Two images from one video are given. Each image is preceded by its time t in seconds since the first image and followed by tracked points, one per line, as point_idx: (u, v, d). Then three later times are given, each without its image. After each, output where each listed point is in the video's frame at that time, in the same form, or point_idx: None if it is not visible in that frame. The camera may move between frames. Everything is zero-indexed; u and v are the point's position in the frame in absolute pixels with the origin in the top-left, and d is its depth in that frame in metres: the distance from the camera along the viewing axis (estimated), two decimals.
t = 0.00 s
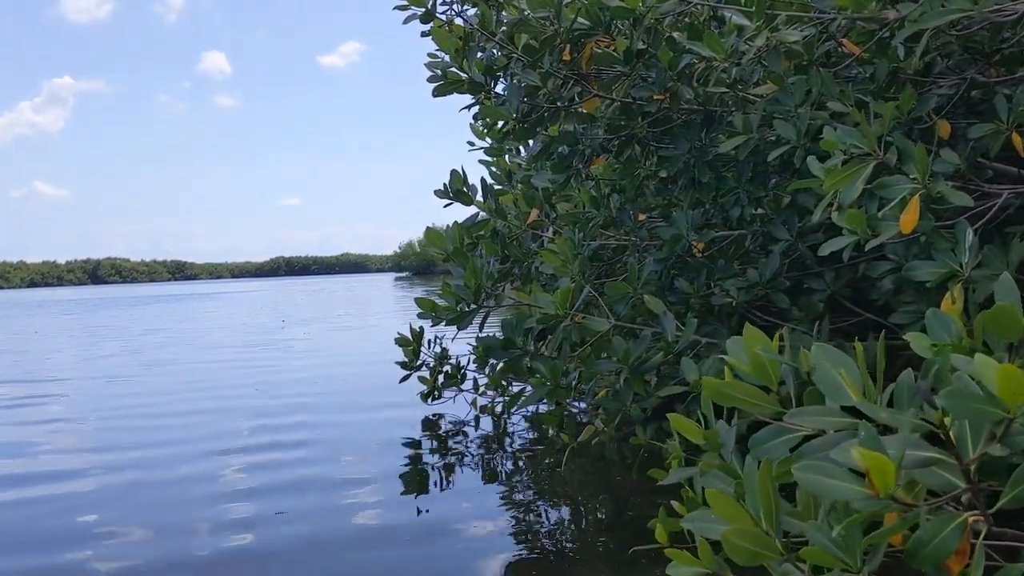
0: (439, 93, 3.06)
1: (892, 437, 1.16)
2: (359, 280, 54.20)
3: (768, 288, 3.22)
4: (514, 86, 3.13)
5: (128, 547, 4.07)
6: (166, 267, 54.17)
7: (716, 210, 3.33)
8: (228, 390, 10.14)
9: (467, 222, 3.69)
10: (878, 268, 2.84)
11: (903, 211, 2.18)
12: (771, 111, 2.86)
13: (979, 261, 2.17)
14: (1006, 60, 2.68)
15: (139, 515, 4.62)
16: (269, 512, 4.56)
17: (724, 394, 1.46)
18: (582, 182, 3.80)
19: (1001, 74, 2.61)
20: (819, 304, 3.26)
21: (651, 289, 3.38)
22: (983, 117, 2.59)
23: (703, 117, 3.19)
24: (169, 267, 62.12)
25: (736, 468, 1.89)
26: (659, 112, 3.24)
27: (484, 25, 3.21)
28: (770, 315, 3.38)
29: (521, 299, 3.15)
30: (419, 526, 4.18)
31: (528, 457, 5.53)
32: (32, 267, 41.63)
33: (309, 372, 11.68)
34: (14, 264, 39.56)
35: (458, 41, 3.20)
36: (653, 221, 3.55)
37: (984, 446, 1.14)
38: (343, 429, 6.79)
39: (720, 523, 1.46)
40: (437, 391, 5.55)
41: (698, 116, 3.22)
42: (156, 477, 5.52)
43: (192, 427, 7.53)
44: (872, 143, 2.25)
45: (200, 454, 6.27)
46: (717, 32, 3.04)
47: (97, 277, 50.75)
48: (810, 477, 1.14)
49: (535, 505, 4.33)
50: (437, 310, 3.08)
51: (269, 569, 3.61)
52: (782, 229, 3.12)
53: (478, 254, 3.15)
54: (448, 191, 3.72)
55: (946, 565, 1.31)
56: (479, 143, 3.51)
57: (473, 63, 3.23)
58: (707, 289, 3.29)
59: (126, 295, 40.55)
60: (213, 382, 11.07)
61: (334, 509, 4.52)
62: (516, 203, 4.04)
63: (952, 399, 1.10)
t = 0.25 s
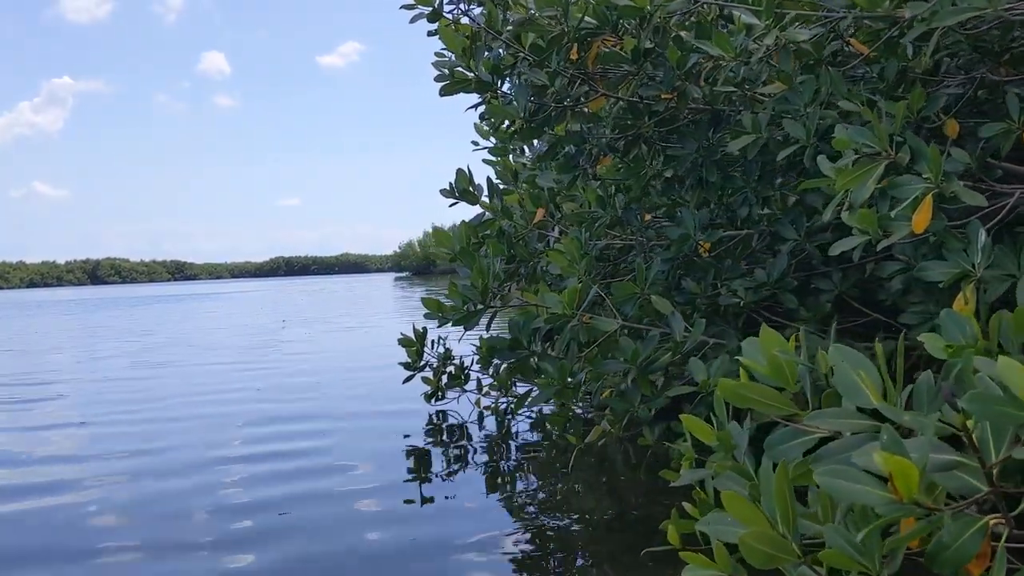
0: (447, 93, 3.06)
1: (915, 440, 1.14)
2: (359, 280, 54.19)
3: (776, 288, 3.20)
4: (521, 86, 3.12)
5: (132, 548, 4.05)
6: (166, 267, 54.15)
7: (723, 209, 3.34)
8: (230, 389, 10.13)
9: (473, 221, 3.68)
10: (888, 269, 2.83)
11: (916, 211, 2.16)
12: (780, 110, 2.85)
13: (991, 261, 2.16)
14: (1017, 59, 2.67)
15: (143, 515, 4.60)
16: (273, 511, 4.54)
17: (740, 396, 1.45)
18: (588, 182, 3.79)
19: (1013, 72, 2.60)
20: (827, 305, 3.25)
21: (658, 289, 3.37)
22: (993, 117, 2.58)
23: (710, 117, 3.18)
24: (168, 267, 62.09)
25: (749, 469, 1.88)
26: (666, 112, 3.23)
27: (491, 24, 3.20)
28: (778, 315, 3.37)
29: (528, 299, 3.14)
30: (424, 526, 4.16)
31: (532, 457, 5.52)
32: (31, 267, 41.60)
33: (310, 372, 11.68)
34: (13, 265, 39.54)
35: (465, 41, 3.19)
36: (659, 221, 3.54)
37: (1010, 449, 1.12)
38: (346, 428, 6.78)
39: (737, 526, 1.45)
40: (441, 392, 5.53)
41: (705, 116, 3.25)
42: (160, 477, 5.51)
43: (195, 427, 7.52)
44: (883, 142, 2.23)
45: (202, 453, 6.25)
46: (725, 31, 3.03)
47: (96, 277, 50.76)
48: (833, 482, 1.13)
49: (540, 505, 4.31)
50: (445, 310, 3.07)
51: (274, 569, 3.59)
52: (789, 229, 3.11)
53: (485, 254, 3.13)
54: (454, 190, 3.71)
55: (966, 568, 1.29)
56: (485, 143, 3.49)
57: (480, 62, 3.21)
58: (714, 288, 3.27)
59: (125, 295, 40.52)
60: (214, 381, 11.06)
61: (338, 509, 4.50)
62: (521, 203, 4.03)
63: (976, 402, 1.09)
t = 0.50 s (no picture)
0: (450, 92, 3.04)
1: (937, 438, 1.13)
2: (357, 281, 54.16)
3: (780, 288, 3.19)
4: (525, 86, 3.10)
5: (133, 548, 4.03)
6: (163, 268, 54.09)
7: (727, 209, 3.32)
8: (228, 391, 10.11)
9: (475, 221, 3.67)
10: (893, 268, 2.83)
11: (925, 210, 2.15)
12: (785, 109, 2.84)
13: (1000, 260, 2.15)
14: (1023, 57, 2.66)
15: (143, 515, 4.58)
16: (274, 511, 4.52)
17: (753, 396, 1.43)
18: (591, 182, 3.78)
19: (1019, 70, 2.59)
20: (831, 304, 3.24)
21: (662, 289, 3.36)
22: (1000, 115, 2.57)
23: (714, 117, 3.16)
24: (166, 268, 62.05)
25: (758, 469, 1.87)
26: (669, 112, 3.22)
27: (494, 23, 3.19)
28: (782, 315, 3.36)
29: (532, 300, 3.12)
30: (426, 526, 4.14)
31: (533, 458, 5.51)
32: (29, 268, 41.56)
33: (308, 373, 11.65)
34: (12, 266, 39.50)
35: (468, 40, 3.17)
36: (662, 221, 3.52)
37: None
38: (346, 429, 6.76)
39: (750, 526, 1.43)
40: (442, 392, 5.52)
41: (708, 115, 3.22)
42: (160, 478, 5.48)
43: (193, 429, 7.50)
44: (890, 141, 2.22)
45: (201, 454, 6.23)
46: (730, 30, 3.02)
47: (93, 278, 50.69)
48: (856, 481, 1.12)
49: (542, 506, 4.30)
50: (448, 311, 3.06)
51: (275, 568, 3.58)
52: (794, 229, 3.09)
53: (488, 255, 3.12)
54: (457, 191, 3.70)
55: (984, 569, 1.29)
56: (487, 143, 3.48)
57: (484, 61, 3.20)
58: (719, 288, 3.26)
59: (123, 296, 40.47)
60: (213, 383, 11.03)
61: (339, 510, 4.48)
62: (524, 203, 4.01)
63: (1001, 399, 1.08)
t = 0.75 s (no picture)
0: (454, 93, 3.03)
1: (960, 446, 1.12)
2: (353, 282, 54.11)
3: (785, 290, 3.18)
4: (529, 86, 3.09)
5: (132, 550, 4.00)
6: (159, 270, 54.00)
7: (731, 211, 3.30)
8: (226, 392, 10.08)
9: (478, 222, 3.65)
10: (898, 269, 2.82)
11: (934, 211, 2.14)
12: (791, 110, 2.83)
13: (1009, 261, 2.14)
14: None
15: (142, 517, 4.55)
16: (274, 513, 4.50)
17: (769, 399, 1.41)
18: (594, 182, 3.77)
19: None
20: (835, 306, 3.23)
21: (666, 290, 3.34)
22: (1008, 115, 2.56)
23: (718, 117, 3.15)
24: (162, 270, 61.95)
25: (769, 472, 1.86)
26: (673, 113, 3.20)
27: (498, 23, 3.17)
28: (786, 316, 3.35)
29: (536, 301, 3.11)
30: (427, 528, 4.12)
31: (534, 459, 5.49)
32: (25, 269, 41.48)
33: (306, 374, 11.62)
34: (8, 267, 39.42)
35: (472, 40, 3.16)
36: (665, 222, 3.51)
37: None
38: (345, 430, 6.74)
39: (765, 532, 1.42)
40: (443, 394, 5.50)
41: (712, 116, 3.20)
42: (158, 479, 5.46)
43: (191, 430, 7.47)
44: (899, 142, 2.21)
45: (200, 456, 6.20)
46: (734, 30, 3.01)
47: (88, 280, 50.60)
48: (881, 489, 1.11)
49: (544, 508, 4.28)
50: (452, 312, 3.04)
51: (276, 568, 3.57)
52: (798, 231, 3.08)
53: (492, 256, 3.10)
54: (459, 191, 3.69)
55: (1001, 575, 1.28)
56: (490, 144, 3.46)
57: (488, 61, 3.18)
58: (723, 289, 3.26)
59: (118, 297, 40.39)
60: (210, 384, 11.00)
61: (339, 511, 4.46)
62: (525, 203, 4.00)
63: None
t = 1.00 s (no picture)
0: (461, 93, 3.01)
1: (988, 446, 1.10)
2: (350, 284, 54.07)
3: (792, 291, 3.16)
4: (535, 87, 3.07)
5: (134, 552, 3.97)
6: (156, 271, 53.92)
7: (737, 211, 3.28)
8: (225, 394, 10.05)
9: (482, 223, 3.63)
10: (907, 270, 2.80)
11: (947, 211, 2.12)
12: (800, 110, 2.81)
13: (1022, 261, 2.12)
14: None
15: (143, 520, 4.53)
16: (275, 515, 4.47)
17: (788, 402, 1.39)
18: (599, 183, 3.75)
19: None
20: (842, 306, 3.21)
21: (672, 291, 3.32)
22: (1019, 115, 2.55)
23: (725, 118, 3.13)
24: (159, 271, 61.88)
25: (783, 474, 1.84)
26: (679, 113, 3.18)
27: (504, 23, 3.15)
28: (792, 317, 3.33)
29: (542, 302, 3.09)
30: (431, 529, 4.10)
31: (536, 461, 5.47)
32: (20, 271, 41.38)
33: (305, 375, 11.60)
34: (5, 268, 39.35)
35: (478, 41, 3.14)
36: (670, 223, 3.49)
37: None
38: (345, 432, 6.72)
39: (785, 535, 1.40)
40: (444, 396, 5.48)
41: (719, 117, 3.19)
42: (159, 482, 5.43)
43: (191, 432, 7.44)
44: (912, 142, 2.19)
45: (200, 458, 6.17)
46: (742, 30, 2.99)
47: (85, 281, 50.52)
48: (907, 489, 1.09)
49: (548, 510, 4.26)
50: (458, 314, 3.02)
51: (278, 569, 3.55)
52: (806, 231, 3.06)
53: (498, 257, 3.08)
54: (464, 192, 3.67)
55: None
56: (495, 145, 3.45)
57: (494, 62, 3.16)
58: (729, 291, 3.24)
59: (115, 299, 40.32)
60: (209, 385, 10.97)
61: (342, 513, 4.43)
62: (529, 205, 3.98)
63: None
